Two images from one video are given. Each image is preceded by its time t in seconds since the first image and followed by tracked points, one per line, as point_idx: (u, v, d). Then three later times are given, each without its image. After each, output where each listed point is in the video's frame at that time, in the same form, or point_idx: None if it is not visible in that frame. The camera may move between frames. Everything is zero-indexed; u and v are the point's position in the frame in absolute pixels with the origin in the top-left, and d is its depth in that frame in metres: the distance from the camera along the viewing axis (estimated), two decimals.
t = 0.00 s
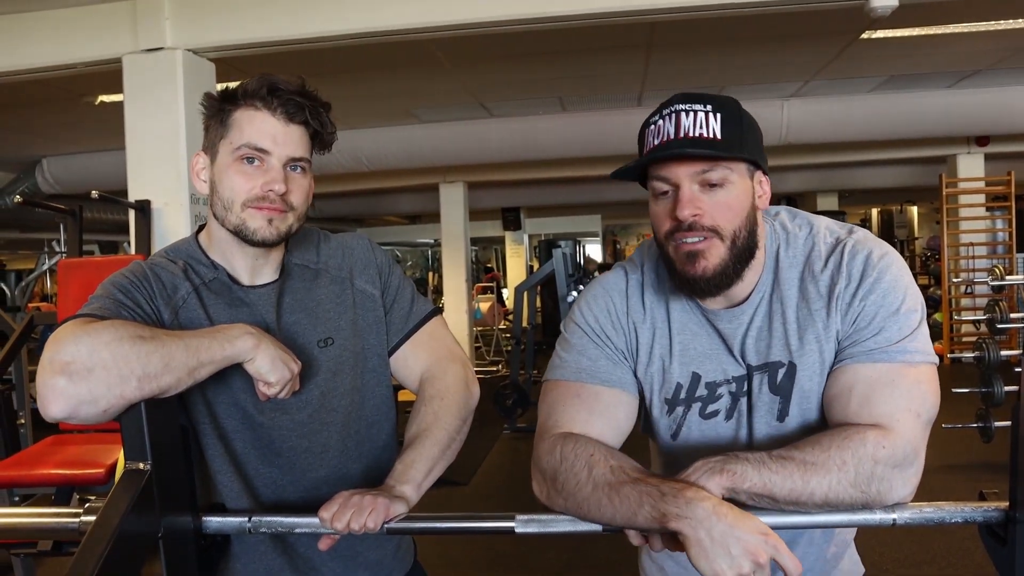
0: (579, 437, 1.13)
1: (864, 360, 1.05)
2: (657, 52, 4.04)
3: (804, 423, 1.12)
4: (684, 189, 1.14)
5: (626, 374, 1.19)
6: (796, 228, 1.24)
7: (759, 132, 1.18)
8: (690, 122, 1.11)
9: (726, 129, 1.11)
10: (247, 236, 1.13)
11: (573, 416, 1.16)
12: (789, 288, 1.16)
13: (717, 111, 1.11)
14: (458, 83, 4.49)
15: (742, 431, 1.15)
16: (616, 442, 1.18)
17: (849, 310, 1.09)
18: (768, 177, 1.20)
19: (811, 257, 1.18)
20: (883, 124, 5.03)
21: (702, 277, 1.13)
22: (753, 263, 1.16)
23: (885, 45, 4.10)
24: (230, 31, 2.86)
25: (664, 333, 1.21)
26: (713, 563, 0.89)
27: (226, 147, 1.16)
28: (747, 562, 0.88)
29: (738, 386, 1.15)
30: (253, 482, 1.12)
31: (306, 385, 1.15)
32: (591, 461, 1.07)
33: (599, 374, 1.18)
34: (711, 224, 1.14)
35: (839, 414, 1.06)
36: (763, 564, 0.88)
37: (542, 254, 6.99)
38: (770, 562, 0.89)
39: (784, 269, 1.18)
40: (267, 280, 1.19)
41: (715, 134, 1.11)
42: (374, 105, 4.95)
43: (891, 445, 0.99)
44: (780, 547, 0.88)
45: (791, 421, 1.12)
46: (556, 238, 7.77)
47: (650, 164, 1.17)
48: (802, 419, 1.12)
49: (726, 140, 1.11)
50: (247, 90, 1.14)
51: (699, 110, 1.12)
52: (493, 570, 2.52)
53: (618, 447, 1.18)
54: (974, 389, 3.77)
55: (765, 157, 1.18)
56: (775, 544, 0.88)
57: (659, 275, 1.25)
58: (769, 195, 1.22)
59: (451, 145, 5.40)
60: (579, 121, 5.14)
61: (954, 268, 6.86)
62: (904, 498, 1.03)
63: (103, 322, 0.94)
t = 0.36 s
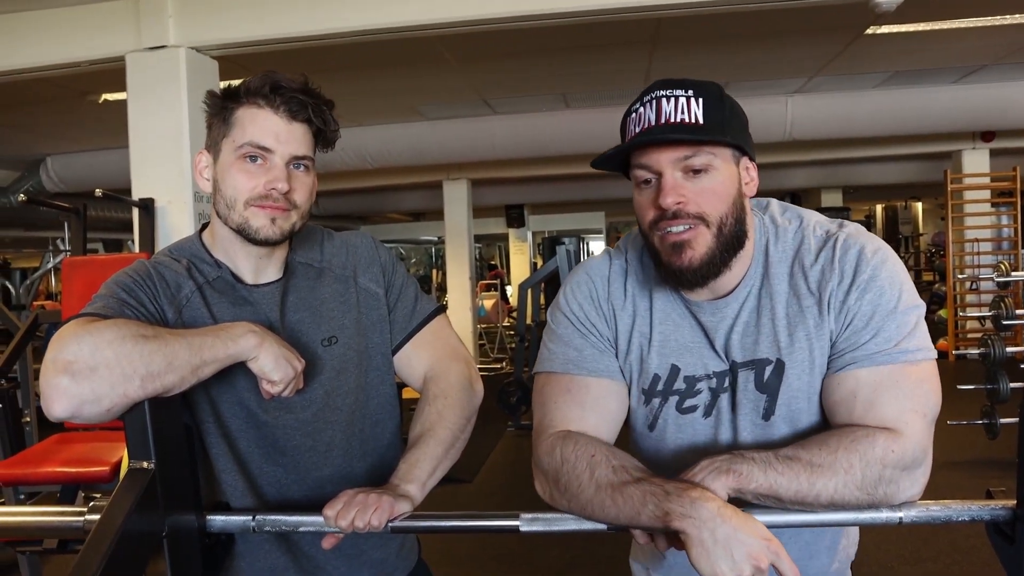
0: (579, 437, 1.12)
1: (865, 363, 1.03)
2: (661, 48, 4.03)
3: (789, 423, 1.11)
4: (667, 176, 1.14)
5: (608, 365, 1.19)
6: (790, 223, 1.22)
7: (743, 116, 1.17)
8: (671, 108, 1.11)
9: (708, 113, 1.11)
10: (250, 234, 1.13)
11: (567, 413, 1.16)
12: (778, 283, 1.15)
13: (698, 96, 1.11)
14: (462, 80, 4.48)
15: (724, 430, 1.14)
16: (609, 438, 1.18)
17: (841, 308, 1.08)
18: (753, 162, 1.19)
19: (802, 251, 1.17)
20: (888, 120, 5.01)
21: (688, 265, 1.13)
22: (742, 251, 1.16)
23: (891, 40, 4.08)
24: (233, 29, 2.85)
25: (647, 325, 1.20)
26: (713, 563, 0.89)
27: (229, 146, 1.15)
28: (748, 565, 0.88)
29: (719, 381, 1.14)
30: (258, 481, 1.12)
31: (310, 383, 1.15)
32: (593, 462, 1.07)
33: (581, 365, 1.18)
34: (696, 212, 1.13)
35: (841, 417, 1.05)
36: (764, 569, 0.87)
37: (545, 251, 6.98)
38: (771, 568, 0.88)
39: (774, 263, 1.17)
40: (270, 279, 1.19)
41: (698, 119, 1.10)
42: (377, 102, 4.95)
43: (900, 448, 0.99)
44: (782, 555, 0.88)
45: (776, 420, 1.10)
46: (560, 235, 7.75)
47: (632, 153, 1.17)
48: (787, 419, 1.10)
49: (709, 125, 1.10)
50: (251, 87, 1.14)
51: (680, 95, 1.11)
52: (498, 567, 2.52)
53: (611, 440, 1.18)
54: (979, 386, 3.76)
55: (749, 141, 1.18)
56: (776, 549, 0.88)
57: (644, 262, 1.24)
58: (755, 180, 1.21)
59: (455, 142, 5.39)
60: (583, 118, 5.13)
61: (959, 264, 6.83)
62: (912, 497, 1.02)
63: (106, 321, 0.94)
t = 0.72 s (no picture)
0: (581, 435, 1.12)
1: (867, 361, 1.03)
2: (664, 45, 4.01)
3: (789, 423, 1.09)
4: (662, 173, 1.13)
5: (607, 362, 1.19)
6: (788, 222, 1.22)
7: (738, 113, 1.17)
8: (665, 106, 1.10)
9: (702, 112, 1.11)
10: (252, 233, 1.13)
11: (568, 411, 1.16)
12: (777, 281, 1.15)
13: (692, 93, 1.11)
14: (464, 77, 4.48)
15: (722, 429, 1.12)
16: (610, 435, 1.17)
17: (842, 305, 1.07)
18: (749, 159, 1.19)
19: (801, 249, 1.16)
20: (891, 117, 4.99)
21: (683, 262, 1.12)
22: (738, 246, 1.15)
23: (894, 37, 4.06)
24: (235, 27, 2.85)
25: (646, 323, 1.20)
26: (740, 549, 0.91)
27: (232, 145, 1.15)
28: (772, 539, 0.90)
29: (716, 379, 1.13)
30: (260, 479, 1.12)
31: (311, 381, 1.15)
32: (597, 460, 1.06)
33: (580, 362, 1.18)
34: (692, 208, 1.13)
35: (843, 415, 1.04)
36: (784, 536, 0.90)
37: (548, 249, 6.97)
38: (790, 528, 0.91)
39: (773, 262, 1.16)
40: (273, 277, 1.19)
41: (692, 115, 1.10)
42: (380, 100, 4.95)
43: (904, 446, 0.98)
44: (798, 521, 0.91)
45: (775, 418, 1.09)
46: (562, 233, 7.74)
47: (628, 151, 1.17)
48: (787, 419, 1.09)
49: (704, 122, 1.10)
50: (252, 86, 1.14)
51: (673, 93, 1.11)
52: (500, 565, 2.52)
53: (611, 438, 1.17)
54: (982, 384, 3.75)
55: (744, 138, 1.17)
56: (789, 513, 0.90)
57: (643, 261, 1.24)
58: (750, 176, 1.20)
59: (457, 140, 5.38)
60: (584, 116, 5.13)
61: (962, 261, 6.81)
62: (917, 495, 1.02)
63: (108, 319, 0.94)
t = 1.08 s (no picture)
0: (582, 434, 1.12)
1: (872, 358, 1.03)
2: (665, 43, 4.01)
3: (797, 421, 1.09)
4: (680, 173, 1.13)
5: (614, 362, 1.19)
6: (793, 221, 1.22)
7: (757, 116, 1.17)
8: (685, 105, 1.10)
9: (722, 112, 1.11)
10: (253, 231, 1.13)
11: (570, 410, 1.16)
12: (784, 280, 1.14)
13: (713, 94, 1.11)
14: (465, 76, 4.47)
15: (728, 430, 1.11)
16: (612, 435, 1.17)
17: (848, 301, 1.07)
18: (766, 162, 1.19)
19: (809, 248, 1.16)
20: (892, 115, 4.98)
21: (699, 264, 1.11)
22: (754, 250, 1.15)
23: (895, 35, 4.05)
24: (236, 26, 2.85)
25: (654, 323, 1.19)
26: (741, 548, 0.91)
27: (233, 143, 1.15)
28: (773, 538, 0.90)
29: (724, 380, 1.12)
30: (260, 477, 1.11)
31: (311, 378, 1.15)
32: (598, 458, 1.06)
33: (587, 362, 1.18)
34: (709, 210, 1.13)
35: (847, 413, 1.04)
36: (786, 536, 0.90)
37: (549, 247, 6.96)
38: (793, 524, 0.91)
39: (780, 260, 1.15)
40: (273, 274, 1.19)
41: (712, 117, 1.10)
42: (381, 99, 4.95)
43: (905, 444, 0.98)
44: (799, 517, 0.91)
45: (784, 418, 1.08)
46: (563, 231, 7.73)
47: (645, 151, 1.17)
48: (795, 417, 1.09)
49: (723, 124, 1.10)
50: (253, 83, 1.13)
51: (694, 94, 1.11)
52: (501, 563, 2.52)
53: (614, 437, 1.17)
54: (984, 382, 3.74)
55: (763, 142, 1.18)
56: (788, 511, 0.90)
57: (651, 261, 1.24)
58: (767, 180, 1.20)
59: (458, 138, 5.38)
60: (585, 114, 5.12)
61: (965, 259, 6.80)
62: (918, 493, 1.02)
63: (109, 318, 0.94)
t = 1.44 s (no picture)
0: (579, 434, 1.12)
1: (878, 356, 1.02)
2: (664, 42, 4.01)
3: (803, 419, 1.09)
4: (680, 162, 1.13)
5: (615, 360, 1.18)
6: (797, 215, 1.21)
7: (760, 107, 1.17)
8: (686, 94, 1.10)
9: (724, 101, 1.10)
10: (250, 232, 1.13)
11: (567, 410, 1.16)
12: (790, 275, 1.13)
13: (714, 82, 1.10)
14: (464, 75, 4.47)
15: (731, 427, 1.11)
16: (610, 434, 1.17)
17: (855, 298, 1.06)
18: (770, 152, 1.18)
19: (814, 243, 1.15)
20: (892, 114, 4.98)
21: (700, 254, 1.11)
22: (757, 239, 1.14)
23: (895, 34, 4.05)
24: (234, 26, 2.85)
25: (657, 320, 1.18)
26: (741, 543, 0.92)
27: (229, 143, 1.15)
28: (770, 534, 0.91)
29: (728, 377, 1.12)
30: (257, 477, 1.12)
31: (309, 379, 1.15)
32: (597, 459, 1.06)
33: (588, 360, 1.18)
34: (710, 199, 1.12)
35: (850, 411, 1.04)
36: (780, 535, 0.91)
37: (548, 246, 6.96)
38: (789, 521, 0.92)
39: (785, 257, 1.15)
40: (270, 273, 1.18)
41: (714, 105, 1.09)
42: (380, 98, 4.94)
43: (907, 444, 0.98)
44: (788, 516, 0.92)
45: (789, 415, 1.08)
46: (564, 230, 7.72)
47: (645, 139, 1.17)
48: (800, 414, 1.08)
49: (725, 112, 1.10)
50: (250, 84, 1.14)
51: (695, 82, 1.11)
52: (500, 563, 2.52)
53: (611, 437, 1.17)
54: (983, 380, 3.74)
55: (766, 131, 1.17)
56: (788, 505, 0.91)
57: (653, 257, 1.23)
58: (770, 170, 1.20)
59: (458, 137, 5.38)
60: (585, 113, 5.12)
61: (965, 258, 6.80)
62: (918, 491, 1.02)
63: (107, 318, 0.94)
